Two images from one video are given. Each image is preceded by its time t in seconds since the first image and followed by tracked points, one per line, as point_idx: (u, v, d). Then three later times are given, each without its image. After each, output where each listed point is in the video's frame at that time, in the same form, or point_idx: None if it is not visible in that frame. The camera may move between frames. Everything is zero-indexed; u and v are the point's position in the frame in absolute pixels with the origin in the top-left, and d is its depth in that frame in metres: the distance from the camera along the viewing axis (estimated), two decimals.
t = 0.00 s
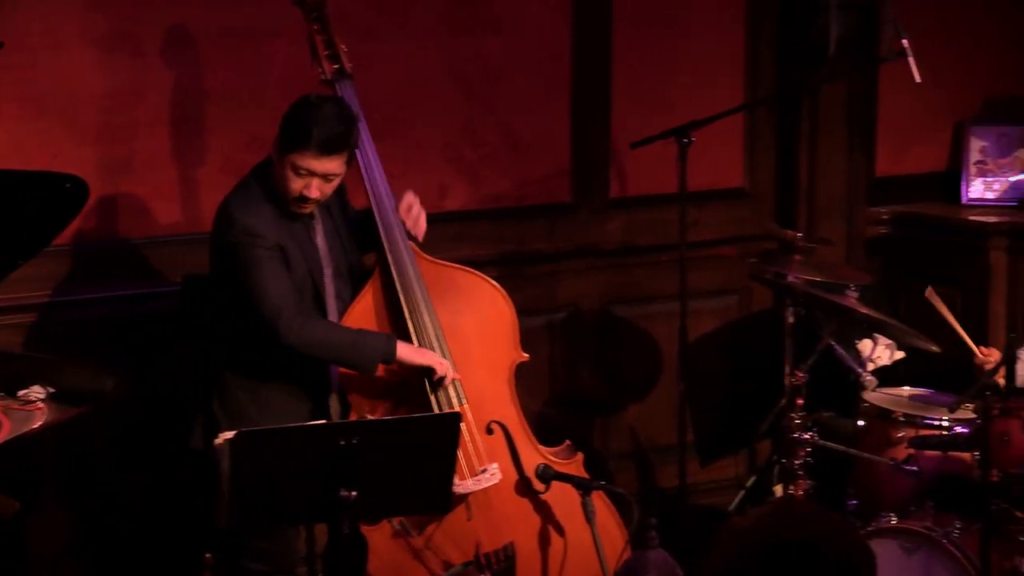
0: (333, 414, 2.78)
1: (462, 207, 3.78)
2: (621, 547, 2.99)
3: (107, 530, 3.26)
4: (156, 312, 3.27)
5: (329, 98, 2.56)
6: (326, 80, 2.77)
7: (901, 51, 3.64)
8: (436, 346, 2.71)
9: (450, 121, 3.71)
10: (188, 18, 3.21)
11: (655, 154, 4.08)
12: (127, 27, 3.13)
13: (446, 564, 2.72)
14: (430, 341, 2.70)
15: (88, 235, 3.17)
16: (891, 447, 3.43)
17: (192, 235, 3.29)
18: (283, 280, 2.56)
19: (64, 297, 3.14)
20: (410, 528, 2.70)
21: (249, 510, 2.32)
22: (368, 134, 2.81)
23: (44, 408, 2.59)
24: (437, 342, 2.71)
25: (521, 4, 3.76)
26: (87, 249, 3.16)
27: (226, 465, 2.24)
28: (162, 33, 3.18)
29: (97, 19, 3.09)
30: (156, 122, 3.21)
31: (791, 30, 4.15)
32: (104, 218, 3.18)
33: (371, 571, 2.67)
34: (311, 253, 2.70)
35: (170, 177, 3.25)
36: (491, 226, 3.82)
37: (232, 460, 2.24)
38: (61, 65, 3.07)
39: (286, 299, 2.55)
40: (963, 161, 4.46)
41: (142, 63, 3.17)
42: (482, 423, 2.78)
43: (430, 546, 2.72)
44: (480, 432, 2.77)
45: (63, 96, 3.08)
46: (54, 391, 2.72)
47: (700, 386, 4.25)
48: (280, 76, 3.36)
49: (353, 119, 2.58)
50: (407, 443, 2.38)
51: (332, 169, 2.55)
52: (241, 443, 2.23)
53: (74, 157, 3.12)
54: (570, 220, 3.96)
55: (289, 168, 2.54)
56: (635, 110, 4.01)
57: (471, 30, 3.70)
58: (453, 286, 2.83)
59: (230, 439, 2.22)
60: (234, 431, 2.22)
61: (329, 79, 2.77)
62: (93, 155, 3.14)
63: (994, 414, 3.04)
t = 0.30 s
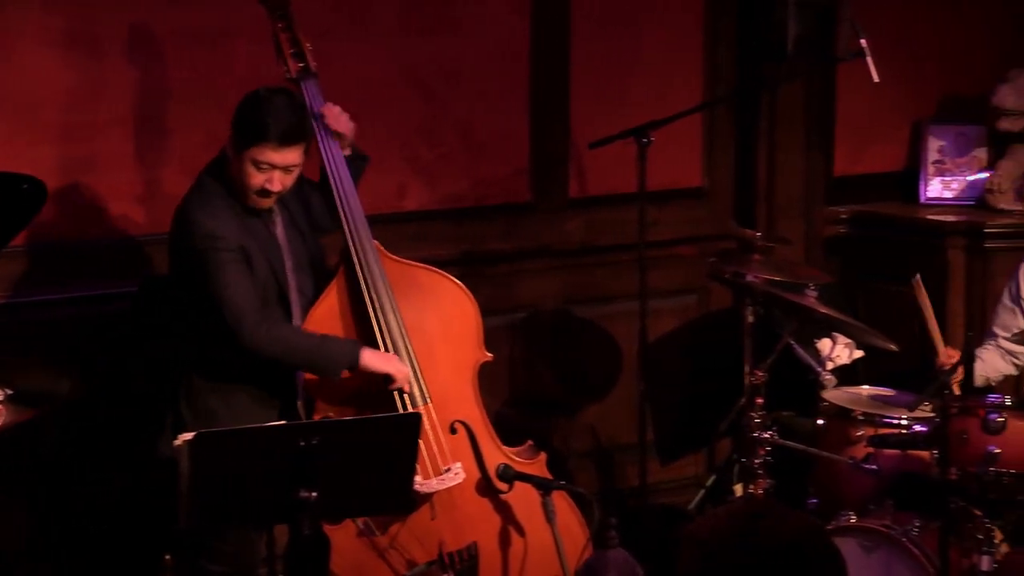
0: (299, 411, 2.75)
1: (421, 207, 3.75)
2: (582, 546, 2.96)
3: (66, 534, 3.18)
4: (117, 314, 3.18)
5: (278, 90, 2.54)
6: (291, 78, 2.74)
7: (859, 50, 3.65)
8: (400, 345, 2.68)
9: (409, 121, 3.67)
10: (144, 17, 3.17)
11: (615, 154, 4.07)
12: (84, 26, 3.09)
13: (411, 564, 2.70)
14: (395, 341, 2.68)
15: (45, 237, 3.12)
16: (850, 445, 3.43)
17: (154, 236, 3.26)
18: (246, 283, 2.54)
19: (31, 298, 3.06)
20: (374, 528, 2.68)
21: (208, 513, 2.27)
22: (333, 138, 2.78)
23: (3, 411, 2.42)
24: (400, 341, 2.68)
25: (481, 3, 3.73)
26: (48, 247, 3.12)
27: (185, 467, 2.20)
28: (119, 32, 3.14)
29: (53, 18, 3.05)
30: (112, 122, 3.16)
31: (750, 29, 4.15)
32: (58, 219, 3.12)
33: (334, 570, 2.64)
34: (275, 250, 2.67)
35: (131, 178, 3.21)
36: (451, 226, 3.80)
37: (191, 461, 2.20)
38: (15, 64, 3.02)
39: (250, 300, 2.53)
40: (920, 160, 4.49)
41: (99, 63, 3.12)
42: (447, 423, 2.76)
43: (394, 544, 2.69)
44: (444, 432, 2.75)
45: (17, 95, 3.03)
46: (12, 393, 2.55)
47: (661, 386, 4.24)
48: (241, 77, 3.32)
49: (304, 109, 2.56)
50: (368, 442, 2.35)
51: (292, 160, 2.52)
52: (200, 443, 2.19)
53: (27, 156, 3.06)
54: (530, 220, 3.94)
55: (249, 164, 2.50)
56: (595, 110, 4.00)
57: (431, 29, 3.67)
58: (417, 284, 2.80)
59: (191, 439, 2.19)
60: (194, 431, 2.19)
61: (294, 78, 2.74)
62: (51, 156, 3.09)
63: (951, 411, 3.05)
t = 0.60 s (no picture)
0: (270, 411, 2.74)
1: (388, 207, 3.72)
2: (550, 545, 2.94)
3: (66, 533, 3.16)
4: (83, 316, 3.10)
5: (226, 87, 2.52)
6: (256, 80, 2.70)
7: (824, 50, 3.64)
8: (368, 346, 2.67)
9: (375, 120, 3.64)
10: (107, 17, 3.12)
11: (582, 153, 4.05)
12: (44, 27, 3.05)
13: (379, 564, 2.69)
14: (362, 342, 2.67)
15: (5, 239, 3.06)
16: (816, 445, 3.45)
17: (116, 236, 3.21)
18: (202, 284, 2.53)
19: None
20: (342, 529, 2.66)
21: (180, 515, 2.27)
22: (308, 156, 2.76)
23: None
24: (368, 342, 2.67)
25: (447, 3, 3.71)
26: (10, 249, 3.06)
27: (152, 469, 2.21)
28: (82, 33, 3.09)
29: (12, 18, 3.00)
30: (73, 123, 3.12)
31: (716, 30, 4.15)
32: (19, 221, 3.08)
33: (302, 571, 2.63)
34: (234, 248, 2.65)
35: (94, 179, 3.17)
36: (419, 225, 3.77)
37: (157, 461, 2.21)
38: None
39: (209, 302, 2.52)
40: (885, 160, 4.50)
41: (60, 64, 3.08)
42: (413, 424, 2.74)
43: (363, 545, 2.68)
44: (411, 433, 2.73)
45: None
46: None
47: (627, 385, 4.23)
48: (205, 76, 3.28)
49: (253, 103, 2.55)
50: (335, 443, 2.34)
51: (244, 155, 2.51)
52: (166, 446, 2.20)
53: None
54: (496, 219, 3.92)
55: (201, 162, 2.49)
56: (562, 110, 3.98)
57: (397, 29, 3.64)
58: (384, 285, 2.77)
59: (156, 440, 2.20)
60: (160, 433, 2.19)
61: (260, 79, 2.71)
62: (11, 158, 3.05)
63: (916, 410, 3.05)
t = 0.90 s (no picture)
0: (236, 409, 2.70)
1: (357, 208, 3.70)
2: (518, 547, 2.93)
3: (67, 533, 3.21)
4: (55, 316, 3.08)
5: (179, 81, 2.50)
6: (218, 83, 2.67)
7: (793, 50, 3.64)
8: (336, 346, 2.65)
9: (342, 121, 3.61)
10: (68, 17, 3.08)
11: (551, 153, 4.03)
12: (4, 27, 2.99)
13: (350, 566, 2.67)
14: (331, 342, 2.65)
15: None
16: (786, 444, 3.45)
17: (79, 238, 3.17)
18: (172, 275, 2.50)
19: None
20: (311, 532, 2.63)
21: (150, 515, 2.28)
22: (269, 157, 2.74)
23: None
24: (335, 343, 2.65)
25: (415, 3, 3.68)
26: None
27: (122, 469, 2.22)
28: (42, 33, 3.05)
29: None
30: (34, 124, 3.07)
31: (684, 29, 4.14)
32: None
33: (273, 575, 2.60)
34: (195, 245, 2.62)
35: (56, 181, 3.13)
36: (388, 225, 3.75)
37: (126, 462, 2.21)
38: None
39: (180, 293, 2.49)
40: (854, 160, 4.52)
41: (20, 65, 3.03)
42: (381, 425, 2.71)
43: (334, 547, 2.66)
44: (379, 435, 2.71)
45: None
46: None
47: (596, 384, 4.22)
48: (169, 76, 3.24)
49: (208, 97, 2.52)
50: (307, 445, 2.35)
51: (200, 147, 2.48)
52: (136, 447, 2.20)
53: None
54: (466, 219, 3.90)
55: (158, 156, 2.45)
56: (531, 110, 3.96)
57: (364, 29, 3.61)
58: (347, 284, 2.74)
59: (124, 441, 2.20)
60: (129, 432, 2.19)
61: (221, 82, 2.67)
62: None
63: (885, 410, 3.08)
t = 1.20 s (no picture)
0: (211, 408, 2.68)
1: (329, 208, 3.67)
2: (491, 548, 2.91)
3: (66, 534, 3.24)
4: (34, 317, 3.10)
5: (152, 78, 2.48)
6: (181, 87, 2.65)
7: (764, 50, 3.64)
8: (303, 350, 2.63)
9: (312, 120, 3.58)
10: (29, 17, 3.03)
11: (523, 153, 4.01)
12: None
13: (321, 568, 2.64)
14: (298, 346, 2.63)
15: None
16: (757, 444, 3.47)
17: (44, 240, 3.13)
18: (152, 267, 2.48)
19: None
20: (282, 534, 2.61)
21: (122, 515, 2.26)
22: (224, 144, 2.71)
23: None
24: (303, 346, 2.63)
25: (386, 2, 3.66)
26: None
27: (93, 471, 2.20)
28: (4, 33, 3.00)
29: None
30: None
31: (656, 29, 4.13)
32: None
33: None
34: (167, 243, 2.61)
35: (19, 183, 3.08)
36: (360, 225, 3.73)
37: (98, 463, 2.19)
38: None
39: (162, 287, 2.48)
40: (826, 159, 4.53)
41: None
42: (350, 427, 2.70)
43: (305, 548, 2.64)
44: (348, 437, 2.69)
45: None
46: None
47: (569, 384, 4.21)
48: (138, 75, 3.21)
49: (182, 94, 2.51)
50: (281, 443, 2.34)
51: (178, 144, 2.48)
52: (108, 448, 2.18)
53: None
54: (438, 220, 3.88)
55: (135, 155, 2.45)
56: (503, 109, 3.94)
57: (333, 28, 3.58)
58: (314, 287, 2.73)
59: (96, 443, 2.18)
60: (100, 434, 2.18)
61: (184, 85, 2.66)
62: None
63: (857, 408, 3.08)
